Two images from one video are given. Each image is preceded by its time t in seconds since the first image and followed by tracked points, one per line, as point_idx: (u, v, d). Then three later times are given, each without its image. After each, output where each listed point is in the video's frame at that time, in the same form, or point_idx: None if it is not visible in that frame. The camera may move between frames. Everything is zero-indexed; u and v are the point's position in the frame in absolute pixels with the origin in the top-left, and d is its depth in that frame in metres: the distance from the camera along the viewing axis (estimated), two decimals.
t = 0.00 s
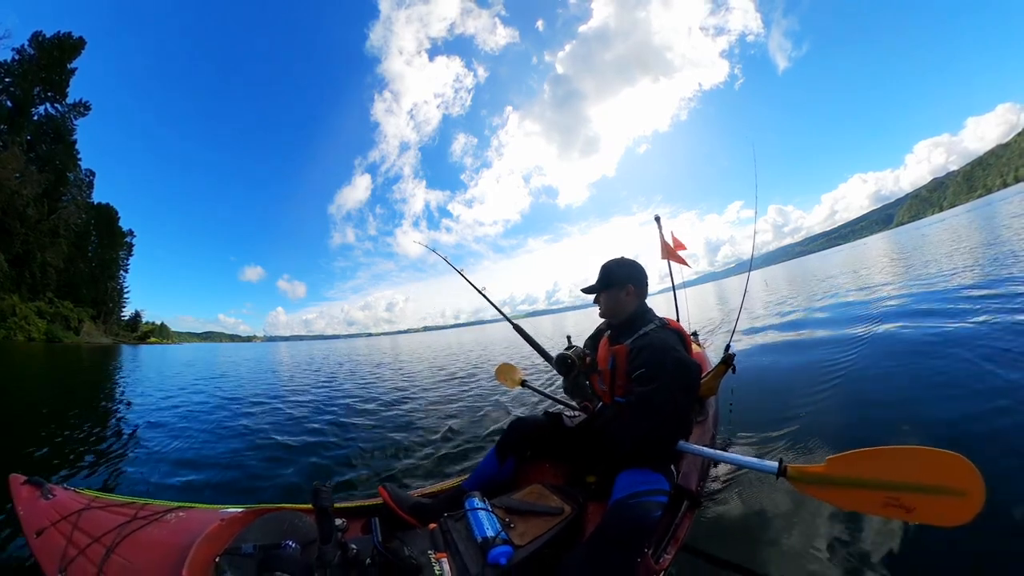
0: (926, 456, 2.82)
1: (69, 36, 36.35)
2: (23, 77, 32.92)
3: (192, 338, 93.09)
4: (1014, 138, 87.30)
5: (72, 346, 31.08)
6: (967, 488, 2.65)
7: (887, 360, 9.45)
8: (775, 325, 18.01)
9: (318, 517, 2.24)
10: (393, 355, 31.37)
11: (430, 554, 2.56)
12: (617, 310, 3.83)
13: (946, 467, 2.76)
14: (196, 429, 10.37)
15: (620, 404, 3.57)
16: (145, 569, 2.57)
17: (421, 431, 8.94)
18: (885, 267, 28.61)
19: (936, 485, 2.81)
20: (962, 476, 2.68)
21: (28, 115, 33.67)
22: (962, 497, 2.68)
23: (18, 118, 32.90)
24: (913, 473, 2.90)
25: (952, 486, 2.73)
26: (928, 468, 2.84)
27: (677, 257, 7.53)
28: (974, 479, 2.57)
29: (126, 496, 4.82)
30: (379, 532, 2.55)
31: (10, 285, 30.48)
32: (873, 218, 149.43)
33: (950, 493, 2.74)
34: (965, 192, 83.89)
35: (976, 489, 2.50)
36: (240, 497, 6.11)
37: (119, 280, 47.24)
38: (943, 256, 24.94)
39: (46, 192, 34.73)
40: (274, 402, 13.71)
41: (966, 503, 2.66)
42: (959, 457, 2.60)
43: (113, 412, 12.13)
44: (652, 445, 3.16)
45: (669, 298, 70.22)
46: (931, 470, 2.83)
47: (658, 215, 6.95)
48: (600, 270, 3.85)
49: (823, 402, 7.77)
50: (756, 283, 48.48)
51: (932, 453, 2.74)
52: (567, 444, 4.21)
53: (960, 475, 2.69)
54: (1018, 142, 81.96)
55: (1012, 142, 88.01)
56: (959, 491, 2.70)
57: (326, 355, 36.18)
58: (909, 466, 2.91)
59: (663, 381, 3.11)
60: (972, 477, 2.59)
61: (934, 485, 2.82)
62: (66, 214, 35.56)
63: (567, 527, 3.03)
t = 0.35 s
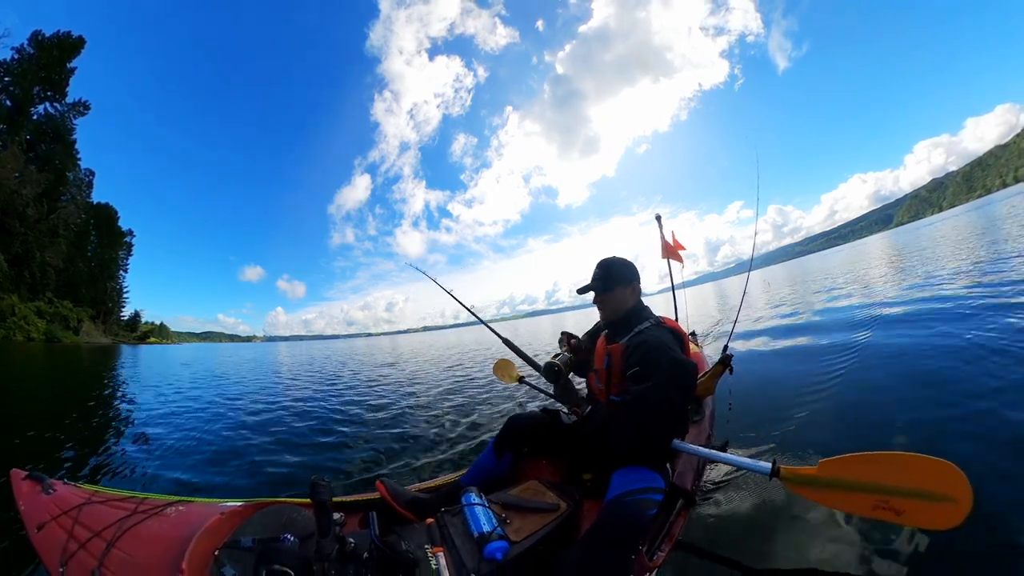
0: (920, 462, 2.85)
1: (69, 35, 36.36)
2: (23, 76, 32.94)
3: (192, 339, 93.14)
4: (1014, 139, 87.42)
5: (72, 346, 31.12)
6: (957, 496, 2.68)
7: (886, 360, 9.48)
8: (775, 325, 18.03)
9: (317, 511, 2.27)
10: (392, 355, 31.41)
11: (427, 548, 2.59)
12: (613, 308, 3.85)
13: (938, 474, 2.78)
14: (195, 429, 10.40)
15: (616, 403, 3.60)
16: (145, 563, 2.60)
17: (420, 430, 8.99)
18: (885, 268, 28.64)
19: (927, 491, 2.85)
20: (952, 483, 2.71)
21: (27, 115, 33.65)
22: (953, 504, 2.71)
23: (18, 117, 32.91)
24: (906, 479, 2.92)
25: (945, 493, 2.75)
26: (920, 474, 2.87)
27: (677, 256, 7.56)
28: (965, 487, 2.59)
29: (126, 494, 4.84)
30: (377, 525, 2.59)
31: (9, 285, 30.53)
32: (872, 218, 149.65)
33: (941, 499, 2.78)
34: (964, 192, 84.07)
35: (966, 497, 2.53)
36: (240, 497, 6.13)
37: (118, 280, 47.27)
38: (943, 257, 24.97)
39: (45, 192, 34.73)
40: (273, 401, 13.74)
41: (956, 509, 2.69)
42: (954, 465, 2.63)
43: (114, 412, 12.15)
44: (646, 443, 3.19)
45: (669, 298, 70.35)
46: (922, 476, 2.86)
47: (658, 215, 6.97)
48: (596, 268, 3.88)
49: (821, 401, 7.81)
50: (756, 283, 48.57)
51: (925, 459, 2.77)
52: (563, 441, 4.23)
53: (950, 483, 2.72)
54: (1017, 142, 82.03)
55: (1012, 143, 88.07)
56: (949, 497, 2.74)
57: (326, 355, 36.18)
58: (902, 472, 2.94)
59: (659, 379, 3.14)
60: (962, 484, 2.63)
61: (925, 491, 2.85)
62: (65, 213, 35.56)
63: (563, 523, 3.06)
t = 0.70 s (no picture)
0: (927, 460, 2.81)
1: (67, 35, 36.30)
2: (22, 75, 32.87)
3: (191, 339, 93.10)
4: (1013, 139, 87.43)
5: (72, 346, 31.18)
6: (965, 493, 2.64)
7: (888, 359, 9.45)
8: (775, 325, 18.00)
9: (317, 517, 2.23)
10: (392, 355, 31.39)
11: (429, 555, 2.55)
12: (613, 312, 3.81)
13: (945, 472, 2.75)
14: (194, 430, 10.36)
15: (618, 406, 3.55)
16: (142, 571, 2.56)
17: (420, 430, 8.94)
18: (885, 268, 28.63)
19: (934, 489, 2.81)
20: (960, 480, 2.68)
21: (26, 114, 33.61)
22: (961, 502, 2.68)
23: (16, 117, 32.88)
24: (912, 478, 2.88)
25: (952, 490, 2.72)
26: (928, 472, 2.83)
27: (677, 257, 7.53)
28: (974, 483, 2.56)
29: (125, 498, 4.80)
30: (378, 533, 2.54)
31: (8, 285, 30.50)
32: (872, 219, 149.87)
33: (948, 496, 2.74)
34: (964, 192, 84.13)
35: (975, 494, 2.50)
36: (239, 498, 6.09)
37: (118, 280, 47.23)
38: (943, 256, 24.95)
39: (44, 191, 34.67)
40: (273, 402, 13.72)
41: (964, 506, 2.66)
42: (961, 464, 2.60)
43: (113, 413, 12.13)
44: (649, 446, 3.15)
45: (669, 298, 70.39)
46: (929, 474, 2.83)
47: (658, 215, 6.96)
48: (594, 271, 3.83)
49: (823, 402, 7.77)
50: (756, 283, 48.56)
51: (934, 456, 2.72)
52: (566, 444, 4.19)
53: (957, 481, 2.69)
54: (1018, 142, 82.10)
55: (1012, 143, 88.19)
56: (957, 495, 2.70)
57: (326, 356, 36.15)
58: (908, 470, 2.89)
59: (661, 381, 3.11)
60: (970, 482, 2.60)
61: (931, 489, 2.82)
62: (64, 213, 35.49)
63: (566, 528, 3.02)
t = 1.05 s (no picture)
0: (936, 449, 2.79)
1: (66, 34, 36.18)
2: (21, 75, 32.78)
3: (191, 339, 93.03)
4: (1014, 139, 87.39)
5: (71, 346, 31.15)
6: (979, 480, 2.62)
7: (890, 359, 9.43)
8: (777, 324, 17.98)
9: (319, 525, 2.19)
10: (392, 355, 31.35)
11: (433, 563, 2.51)
12: (612, 314, 3.77)
13: (957, 460, 2.72)
14: (194, 431, 10.31)
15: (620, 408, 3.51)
16: None
17: (421, 431, 8.91)
18: (885, 267, 28.65)
19: (944, 477, 2.78)
20: (972, 468, 2.66)
21: (25, 113, 33.52)
22: (972, 489, 2.66)
23: (16, 116, 32.80)
24: (922, 468, 2.85)
25: (964, 478, 2.70)
26: (937, 463, 2.81)
27: (677, 257, 7.49)
28: (986, 471, 2.54)
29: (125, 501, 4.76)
30: (381, 540, 2.50)
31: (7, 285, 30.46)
32: (871, 218, 150.15)
33: (962, 485, 2.71)
34: (964, 193, 84.20)
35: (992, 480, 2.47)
36: (241, 499, 6.06)
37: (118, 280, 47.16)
38: (944, 256, 24.93)
39: (43, 191, 34.58)
40: (273, 402, 13.66)
41: (978, 494, 2.64)
42: (972, 449, 2.57)
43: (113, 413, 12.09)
44: (653, 447, 3.11)
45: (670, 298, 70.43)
46: (938, 462, 2.80)
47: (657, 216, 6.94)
48: (589, 274, 3.77)
49: (827, 402, 7.73)
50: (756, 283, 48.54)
51: (943, 446, 2.71)
52: (570, 447, 4.16)
53: (968, 468, 2.67)
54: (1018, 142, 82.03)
55: (1012, 143, 88.19)
56: (969, 482, 2.69)
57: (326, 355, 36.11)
58: (919, 461, 2.86)
59: (661, 383, 3.07)
60: (983, 468, 2.57)
61: (941, 478, 2.79)
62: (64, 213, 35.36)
63: (572, 532, 2.98)
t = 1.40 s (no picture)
0: (931, 449, 2.79)
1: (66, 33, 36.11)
2: (21, 74, 32.79)
3: (191, 339, 93.07)
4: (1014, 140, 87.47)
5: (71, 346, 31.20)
6: (975, 481, 2.63)
7: (889, 359, 9.47)
8: (776, 324, 18.04)
9: (320, 521, 2.21)
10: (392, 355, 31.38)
11: (433, 559, 2.53)
12: (603, 316, 3.80)
13: (954, 461, 2.73)
14: (194, 430, 10.33)
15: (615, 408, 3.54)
16: None
17: (420, 430, 8.95)
18: (885, 268, 28.74)
19: (940, 478, 2.80)
20: (967, 468, 2.67)
21: (24, 113, 33.50)
22: (967, 489, 2.68)
23: (15, 115, 32.80)
24: (915, 467, 2.89)
25: (958, 478, 2.72)
26: (933, 463, 2.82)
27: (675, 258, 7.52)
28: (981, 472, 2.55)
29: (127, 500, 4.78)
30: (381, 536, 2.53)
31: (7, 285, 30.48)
32: (871, 219, 150.35)
33: (958, 485, 2.72)
34: (963, 193, 84.32)
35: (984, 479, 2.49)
36: (240, 499, 6.07)
37: (118, 280, 47.19)
38: (942, 257, 25.02)
39: (43, 190, 34.56)
40: (272, 402, 13.66)
41: (972, 493, 2.65)
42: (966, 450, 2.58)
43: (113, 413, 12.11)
44: (648, 446, 3.14)
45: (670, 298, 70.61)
46: (934, 463, 2.82)
47: (655, 216, 6.95)
48: (581, 278, 3.81)
49: (825, 403, 7.75)
50: (756, 283, 48.67)
51: (940, 447, 2.72)
52: (567, 447, 4.19)
53: (963, 467, 2.69)
54: (1017, 142, 82.17)
55: (1011, 144, 88.30)
56: (965, 482, 2.69)
57: (326, 355, 36.14)
58: (915, 460, 2.88)
59: (654, 382, 3.09)
60: (977, 467, 2.58)
61: (935, 477, 2.81)
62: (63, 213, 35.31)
63: (570, 529, 3.01)
